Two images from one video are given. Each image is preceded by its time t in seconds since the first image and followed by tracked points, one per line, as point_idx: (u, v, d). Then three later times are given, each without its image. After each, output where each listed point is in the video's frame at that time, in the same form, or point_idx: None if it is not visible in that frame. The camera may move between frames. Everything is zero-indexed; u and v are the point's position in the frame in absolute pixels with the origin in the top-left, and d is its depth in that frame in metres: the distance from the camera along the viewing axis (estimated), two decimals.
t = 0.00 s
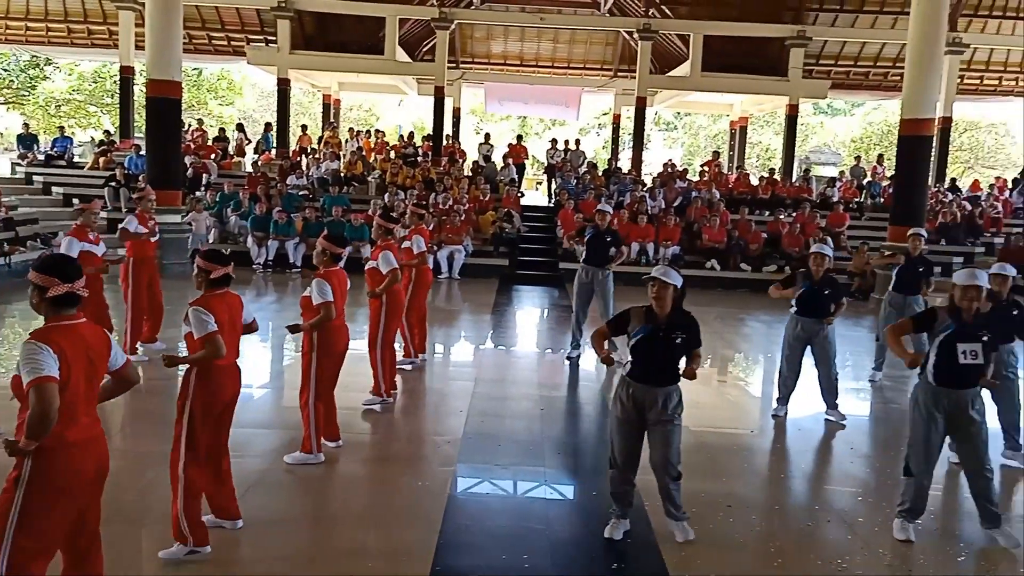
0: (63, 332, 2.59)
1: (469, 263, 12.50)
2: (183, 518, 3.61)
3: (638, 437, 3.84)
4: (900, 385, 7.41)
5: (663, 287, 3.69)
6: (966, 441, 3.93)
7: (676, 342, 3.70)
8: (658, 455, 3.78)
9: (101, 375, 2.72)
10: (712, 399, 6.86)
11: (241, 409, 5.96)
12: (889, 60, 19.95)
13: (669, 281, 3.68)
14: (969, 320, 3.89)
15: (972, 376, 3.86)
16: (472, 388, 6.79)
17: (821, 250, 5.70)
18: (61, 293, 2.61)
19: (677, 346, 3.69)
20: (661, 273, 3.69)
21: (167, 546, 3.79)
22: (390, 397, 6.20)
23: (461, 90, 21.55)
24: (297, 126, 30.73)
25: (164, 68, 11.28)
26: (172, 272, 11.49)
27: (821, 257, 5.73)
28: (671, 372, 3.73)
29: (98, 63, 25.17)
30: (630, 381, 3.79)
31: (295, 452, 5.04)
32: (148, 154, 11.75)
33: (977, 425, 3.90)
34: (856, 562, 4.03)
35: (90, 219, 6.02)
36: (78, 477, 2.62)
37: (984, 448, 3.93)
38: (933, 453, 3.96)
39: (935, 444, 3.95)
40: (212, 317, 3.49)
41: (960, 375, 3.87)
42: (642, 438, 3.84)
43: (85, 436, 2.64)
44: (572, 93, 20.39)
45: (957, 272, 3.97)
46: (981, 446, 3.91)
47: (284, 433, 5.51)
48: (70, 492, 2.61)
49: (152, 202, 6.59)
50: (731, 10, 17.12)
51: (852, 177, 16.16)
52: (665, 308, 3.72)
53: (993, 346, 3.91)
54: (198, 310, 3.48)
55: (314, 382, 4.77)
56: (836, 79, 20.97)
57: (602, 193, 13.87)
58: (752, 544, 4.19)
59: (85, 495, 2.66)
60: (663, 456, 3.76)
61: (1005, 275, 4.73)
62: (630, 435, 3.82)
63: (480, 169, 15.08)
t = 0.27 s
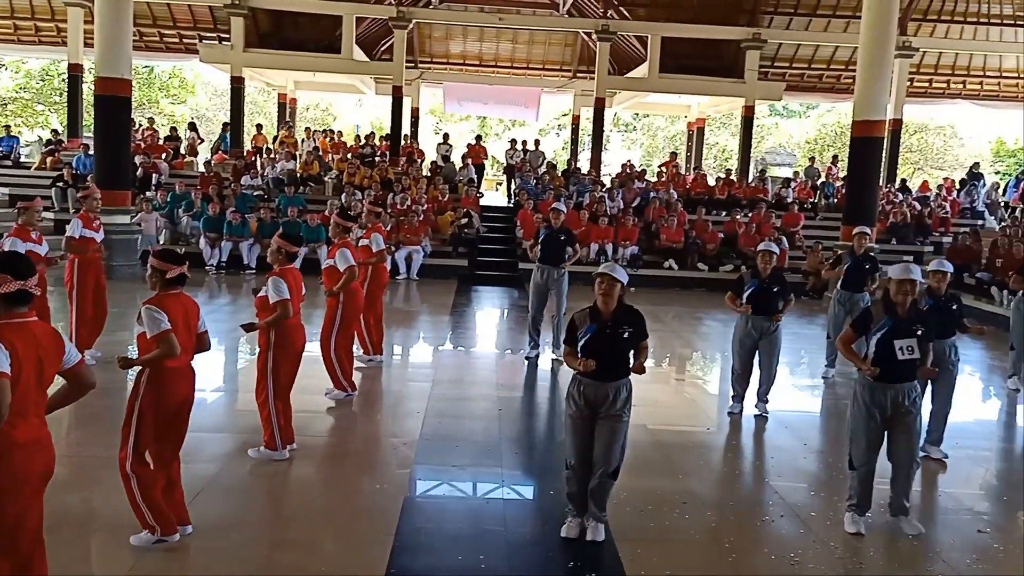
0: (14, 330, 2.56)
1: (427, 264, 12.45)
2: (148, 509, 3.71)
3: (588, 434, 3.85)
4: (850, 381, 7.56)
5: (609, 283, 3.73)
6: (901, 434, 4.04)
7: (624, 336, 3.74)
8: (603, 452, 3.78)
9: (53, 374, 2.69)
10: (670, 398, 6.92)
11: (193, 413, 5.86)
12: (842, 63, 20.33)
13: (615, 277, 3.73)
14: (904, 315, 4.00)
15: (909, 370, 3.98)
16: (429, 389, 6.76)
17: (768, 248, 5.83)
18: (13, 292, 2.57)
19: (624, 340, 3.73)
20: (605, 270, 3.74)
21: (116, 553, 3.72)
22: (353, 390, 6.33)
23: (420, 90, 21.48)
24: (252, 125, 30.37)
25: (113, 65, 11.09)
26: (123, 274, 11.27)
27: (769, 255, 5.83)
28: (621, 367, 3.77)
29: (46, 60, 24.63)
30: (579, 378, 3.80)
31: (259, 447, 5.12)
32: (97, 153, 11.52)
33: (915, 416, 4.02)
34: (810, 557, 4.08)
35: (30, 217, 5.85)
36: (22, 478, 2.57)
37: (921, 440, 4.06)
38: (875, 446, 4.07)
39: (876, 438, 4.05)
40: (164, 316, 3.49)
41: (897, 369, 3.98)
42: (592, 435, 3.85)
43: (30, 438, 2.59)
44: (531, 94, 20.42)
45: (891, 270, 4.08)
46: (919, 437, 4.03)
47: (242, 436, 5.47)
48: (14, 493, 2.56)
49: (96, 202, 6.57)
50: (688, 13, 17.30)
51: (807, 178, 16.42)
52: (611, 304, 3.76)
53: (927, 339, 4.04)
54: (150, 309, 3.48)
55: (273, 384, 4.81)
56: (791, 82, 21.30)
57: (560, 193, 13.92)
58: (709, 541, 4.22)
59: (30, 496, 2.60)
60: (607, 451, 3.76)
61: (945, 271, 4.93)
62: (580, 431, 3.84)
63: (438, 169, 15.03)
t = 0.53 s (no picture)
0: None
1: (389, 266, 12.40)
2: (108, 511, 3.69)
3: (542, 434, 3.85)
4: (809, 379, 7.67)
5: (566, 286, 3.73)
6: (844, 430, 4.11)
7: (580, 339, 3.75)
8: (557, 452, 3.82)
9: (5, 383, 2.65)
10: (633, 397, 6.96)
11: (149, 418, 5.76)
12: (800, 66, 20.65)
13: (572, 279, 3.74)
14: (850, 311, 4.14)
15: (856, 364, 4.08)
16: (392, 391, 6.72)
17: (725, 250, 5.91)
18: None
19: (580, 342, 3.74)
20: (561, 271, 3.75)
21: (70, 560, 3.65)
22: (315, 393, 6.29)
23: (382, 91, 21.39)
24: (210, 126, 30.01)
25: (66, 64, 10.88)
26: (77, 277, 11.06)
27: (725, 256, 5.93)
28: (578, 371, 3.77)
29: None
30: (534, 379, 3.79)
31: (225, 446, 5.13)
32: (49, 153, 11.30)
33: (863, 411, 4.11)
34: (767, 553, 4.13)
35: None
36: None
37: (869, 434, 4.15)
38: (827, 439, 4.16)
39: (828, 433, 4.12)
40: (119, 319, 3.45)
41: (845, 364, 4.08)
42: (544, 436, 3.85)
43: None
44: (494, 95, 20.45)
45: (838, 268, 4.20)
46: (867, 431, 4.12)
47: (199, 439, 5.40)
48: None
49: (47, 203, 6.37)
50: (649, 15, 17.44)
51: (766, 180, 16.65)
52: (568, 307, 3.77)
53: (874, 335, 4.16)
54: (104, 312, 3.44)
55: (234, 385, 4.77)
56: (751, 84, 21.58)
57: (524, 195, 13.95)
58: (670, 539, 4.25)
59: None
60: (563, 450, 3.80)
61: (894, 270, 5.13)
62: (533, 433, 3.83)
63: (401, 170, 14.98)
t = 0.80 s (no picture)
0: None
1: (352, 267, 12.31)
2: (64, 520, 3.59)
3: (496, 429, 3.83)
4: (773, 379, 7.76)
5: (526, 284, 3.73)
6: (801, 428, 4.15)
7: (537, 336, 3.75)
8: (515, 448, 3.81)
9: None
10: (598, 398, 6.97)
11: (105, 423, 5.64)
12: (761, 69, 20.92)
13: (531, 277, 3.73)
14: (805, 313, 4.16)
15: (808, 367, 4.09)
16: (355, 394, 6.66)
17: (685, 250, 5.95)
18: None
19: (537, 339, 3.74)
20: (521, 268, 3.75)
21: (23, 570, 3.54)
22: (276, 396, 6.21)
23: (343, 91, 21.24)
24: (167, 125, 29.58)
25: (18, 62, 10.69)
26: (30, 280, 10.82)
27: (686, 256, 5.96)
28: (535, 367, 3.77)
29: None
30: (493, 375, 3.80)
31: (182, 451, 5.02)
32: None
33: (814, 412, 4.13)
34: (730, 549, 4.16)
35: None
36: None
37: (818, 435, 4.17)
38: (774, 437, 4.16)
39: (777, 431, 4.14)
40: (70, 321, 3.36)
41: (796, 365, 4.09)
42: (498, 433, 3.82)
43: None
44: (458, 96, 20.42)
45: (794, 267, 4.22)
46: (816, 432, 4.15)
47: (156, 444, 5.29)
48: None
49: None
50: (612, 17, 17.56)
51: (729, 181, 16.82)
52: (526, 305, 3.77)
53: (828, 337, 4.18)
54: (56, 314, 3.35)
55: (191, 388, 4.69)
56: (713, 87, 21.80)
57: (488, 196, 13.93)
58: (635, 538, 4.26)
59: None
60: (523, 447, 3.79)
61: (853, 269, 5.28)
62: (488, 431, 3.81)
63: (364, 171, 14.89)
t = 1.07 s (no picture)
0: None
1: (318, 269, 12.20)
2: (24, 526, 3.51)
3: (454, 428, 3.81)
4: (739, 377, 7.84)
5: (484, 281, 3.70)
6: (759, 424, 4.16)
7: (496, 334, 3.71)
8: (475, 450, 3.79)
9: None
10: (568, 399, 6.94)
11: (64, 429, 5.52)
12: (726, 72, 21.13)
13: (489, 275, 3.69)
14: (764, 309, 4.16)
15: (765, 363, 4.08)
16: (324, 396, 6.60)
17: (646, 249, 5.96)
18: None
19: (496, 337, 3.70)
20: (479, 266, 3.71)
21: None
22: (240, 400, 6.12)
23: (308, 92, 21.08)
24: (127, 125, 29.15)
25: None
26: None
27: (648, 257, 5.93)
28: (493, 366, 3.73)
29: None
30: (453, 374, 3.76)
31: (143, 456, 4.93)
32: None
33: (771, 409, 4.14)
34: (699, 547, 4.16)
35: None
36: None
37: (775, 431, 4.17)
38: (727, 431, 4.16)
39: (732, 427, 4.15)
40: (30, 317, 3.32)
41: (752, 360, 4.09)
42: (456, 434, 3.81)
43: None
44: (425, 98, 20.36)
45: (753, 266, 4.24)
46: (771, 428, 4.16)
47: (116, 450, 5.17)
48: None
49: None
50: (578, 19, 17.63)
51: (696, 183, 16.93)
52: (486, 302, 3.73)
53: (785, 334, 4.18)
54: (16, 309, 3.31)
55: (154, 388, 4.63)
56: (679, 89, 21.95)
57: (456, 197, 13.89)
58: (602, 537, 4.25)
59: None
60: (483, 449, 3.76)
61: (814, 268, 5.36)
62: (446, 431, 3.79)
63: (330, 172, 14.77)
